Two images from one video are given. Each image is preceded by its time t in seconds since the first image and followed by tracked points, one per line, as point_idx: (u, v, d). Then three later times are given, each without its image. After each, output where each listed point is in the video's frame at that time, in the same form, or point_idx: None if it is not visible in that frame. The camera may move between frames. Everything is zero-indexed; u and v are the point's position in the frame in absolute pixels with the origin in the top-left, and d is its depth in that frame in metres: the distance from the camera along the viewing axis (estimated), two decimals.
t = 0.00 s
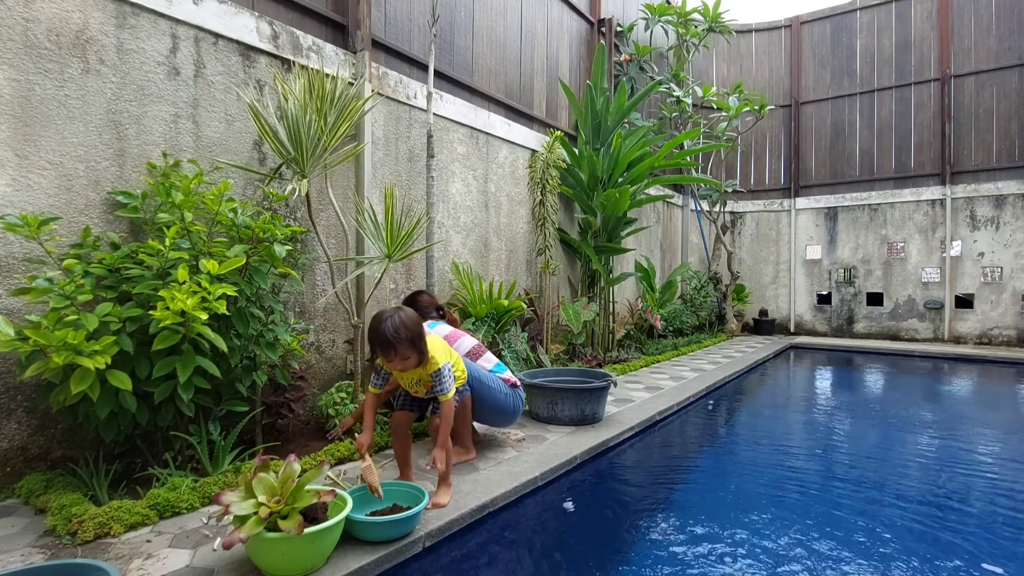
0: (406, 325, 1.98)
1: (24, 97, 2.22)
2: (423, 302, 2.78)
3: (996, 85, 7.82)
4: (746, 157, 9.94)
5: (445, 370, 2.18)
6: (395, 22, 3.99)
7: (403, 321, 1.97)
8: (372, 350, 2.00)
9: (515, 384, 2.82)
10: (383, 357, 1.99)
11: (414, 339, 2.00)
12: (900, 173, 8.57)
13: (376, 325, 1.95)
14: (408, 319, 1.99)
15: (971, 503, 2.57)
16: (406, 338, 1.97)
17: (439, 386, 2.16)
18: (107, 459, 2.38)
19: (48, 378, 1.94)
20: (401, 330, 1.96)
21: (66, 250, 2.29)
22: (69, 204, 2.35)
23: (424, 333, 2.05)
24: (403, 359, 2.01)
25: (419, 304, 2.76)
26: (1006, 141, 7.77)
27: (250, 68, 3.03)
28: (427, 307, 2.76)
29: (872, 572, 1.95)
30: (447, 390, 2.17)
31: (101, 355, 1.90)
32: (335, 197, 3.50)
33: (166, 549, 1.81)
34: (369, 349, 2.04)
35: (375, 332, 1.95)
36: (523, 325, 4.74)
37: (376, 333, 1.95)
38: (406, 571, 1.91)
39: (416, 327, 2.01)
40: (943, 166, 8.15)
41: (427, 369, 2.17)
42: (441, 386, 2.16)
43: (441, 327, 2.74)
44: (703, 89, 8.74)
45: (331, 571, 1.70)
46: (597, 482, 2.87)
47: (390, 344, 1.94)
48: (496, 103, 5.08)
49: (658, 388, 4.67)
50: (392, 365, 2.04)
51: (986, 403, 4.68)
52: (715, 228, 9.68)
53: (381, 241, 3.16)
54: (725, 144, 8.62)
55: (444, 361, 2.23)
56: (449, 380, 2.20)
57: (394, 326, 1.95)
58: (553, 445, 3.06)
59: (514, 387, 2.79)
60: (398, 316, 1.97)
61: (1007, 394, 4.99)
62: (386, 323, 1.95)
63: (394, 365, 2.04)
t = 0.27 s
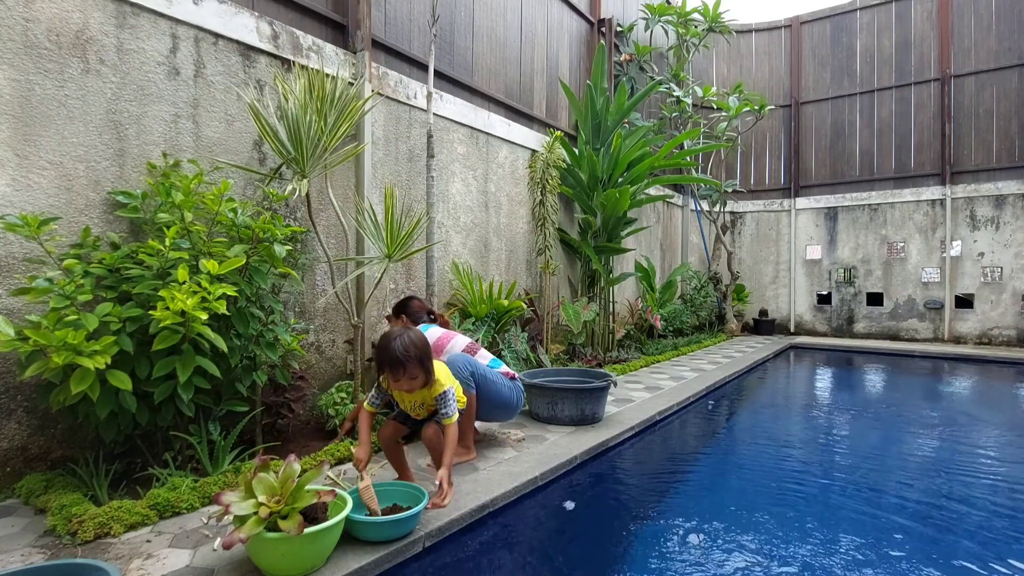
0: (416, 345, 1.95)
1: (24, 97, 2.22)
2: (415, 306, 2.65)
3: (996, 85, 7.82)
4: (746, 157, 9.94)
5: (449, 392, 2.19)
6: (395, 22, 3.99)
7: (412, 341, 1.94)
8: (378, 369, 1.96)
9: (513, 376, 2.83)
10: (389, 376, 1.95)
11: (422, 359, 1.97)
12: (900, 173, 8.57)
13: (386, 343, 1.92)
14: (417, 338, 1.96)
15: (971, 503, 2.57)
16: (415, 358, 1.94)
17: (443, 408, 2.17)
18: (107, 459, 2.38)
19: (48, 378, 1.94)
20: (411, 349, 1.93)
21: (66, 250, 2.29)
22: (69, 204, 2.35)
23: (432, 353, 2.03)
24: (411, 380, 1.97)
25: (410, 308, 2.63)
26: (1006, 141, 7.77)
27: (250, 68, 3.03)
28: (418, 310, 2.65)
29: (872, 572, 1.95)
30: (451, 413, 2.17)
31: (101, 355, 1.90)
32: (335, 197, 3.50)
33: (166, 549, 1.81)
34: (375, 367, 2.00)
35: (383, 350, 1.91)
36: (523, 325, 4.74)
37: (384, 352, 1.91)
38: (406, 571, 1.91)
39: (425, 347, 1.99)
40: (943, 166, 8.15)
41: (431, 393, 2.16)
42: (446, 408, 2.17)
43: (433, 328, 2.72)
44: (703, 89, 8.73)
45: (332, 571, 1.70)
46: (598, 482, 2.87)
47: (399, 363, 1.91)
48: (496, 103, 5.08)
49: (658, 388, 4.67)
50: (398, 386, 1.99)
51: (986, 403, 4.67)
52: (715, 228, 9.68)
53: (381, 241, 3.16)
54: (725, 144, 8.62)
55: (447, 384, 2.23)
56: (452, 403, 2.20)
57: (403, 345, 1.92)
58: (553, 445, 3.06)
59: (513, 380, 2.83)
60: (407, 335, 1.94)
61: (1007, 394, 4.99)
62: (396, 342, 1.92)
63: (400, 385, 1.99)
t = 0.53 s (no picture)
0: (430, 367, 1.98)
1: (24, 97, 2.22)
2: (411, 306, 2.67)
3: (996, 85, 7.82)
4: (746, 157, 9.94)
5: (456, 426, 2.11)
6: (395, 22, 3.99)
7: (427, 363, 1.97)
8: (391, 388, 1.99)
9: (510, 378, 2.84)
10: (402, 396, 1.97)
11: (435, 382, 1.99)
12: (900, 173, 8.57)
13: (401, 363, 1.95)
14: (431, 361, 1.99)
15: (971, 503, 2.57)
16: (429, 380, 1.96)
17: (447, 440, 2.07)
18: (107, 459, 2.38)
19: (48, 378, 1.94)
20: (425, 370, 1.96)
21: (66, 250, 2.29)
22: (69, 204, 2.35)
23: (444, 380, 2.05)
24: (422, 401, 1.98)
25: (407, 308, 2.66)
26: (1006, 141, 7.77)
27: (250, 68, 3.03)
28: (416, 309, 2.66)
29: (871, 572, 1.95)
30: (455, 446, 2.07)
31: (101, 355, 1.90)
32: (335, 197, 3.50)
33: (166, 549, 1.81)
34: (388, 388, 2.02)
35: (398, 370, 1.94)
36: (523, 325, 4.74)
37: (399, 371, 1.94)
38: (406, 572, 1.91)
39: (438, 372, 2.01)
40: (943, 166, 8.15)
41: (439, 421, 2.11)
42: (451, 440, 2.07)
43: (434, 327, 2.67)
44: (703, 89, 8.74)
45: (331, 571, 1.70)
46: (598, 482, 2.87)
47: (413, 383, 1.93)
48: (496, 103, 5.08)
49: (658, 388, 4.67)
50: (408, 407, 2.00)
51: (986, 403, 4.68)
52: (715, 228, 9.68)
53: (381, 241, 3.16)
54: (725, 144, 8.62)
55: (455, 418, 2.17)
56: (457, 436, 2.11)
57: (418, 366, 1.95)
58: (553, 445, 3.06)
59: (512, 382, 2.83)
60: (422, 357, 1.97)
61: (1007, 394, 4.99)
62: (411, 362, 1.95)
63: (410, 405, 2.00)
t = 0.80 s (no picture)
0: (447, 369, 2.02)
1: (24, 97, 2.22)
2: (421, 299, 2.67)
3: (996, 84, 7.82)
4: (746, 157, 9.94)
5: (463, 431, 2.12)
6: (395, 22, 3.99)
7: (443, 365, 2.01)
8: (406, 388, 2.01)
9: (513, 387, 2.77)
10: (416, 395, 1.99)
11: (450, 384, 2.02)
12: (900, 173, 8.57)
13: (418, 363, 1.98)
14: (447, 364, 2.03)
15: (971, 503, 2.57)
16: (444, 382, 2.00)
17: (453, 445, 2.08)
18: (107, 459, 2.37)
19: (48, 378, 1.94)
20: (442, 372, 2.00)
21: (66, 250, 2.29)
22: (69, 204, 2.35)
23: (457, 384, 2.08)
24: (435, 403, 2.01)
25: (416, 301, 2.65)
26: (1006, 141, 7.77)
27: (250, 68, 3.03)
28: (424, 303, 2.66)
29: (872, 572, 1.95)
30: (460, 452, 2.08)
31: (101, 355, 1.90)
32: (335, 196, 3.49)
33: (166, 549, 1.81)
34: (403, 388, 2.05)
35: (415, 370, 1.97)
36: (522, 325, 4.74)
37: (416, 371, 1.97)
38: (406, 572, 1.90)
39: (453, 375, 2.04)
40: (943, 166, 8.15)
41: (447, 424, 2.12)
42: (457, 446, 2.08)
43: (441, 327, 2.62)
44: (703, 89, 8.73)
45: (332, 571, 1.70)
46: (598, 482, 2.87)
47: (429, 384, 1.96)
48: (496, 103, 5.08)
49: (658, 388, 4.66)
50: (421, 408, 2.02)
51: (987, 403, 4.67)
52: (715, 228, 9.68)
53: (381, 241, 3.16)
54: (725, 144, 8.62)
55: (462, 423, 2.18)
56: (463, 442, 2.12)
57: (435, 367, 1.98)
58: (553, 445, 3.06)
59: (513, 393, 2.75)
60: (439, 359, 2.01)
61: (1007, 394, 4.99)
62: (428, 363, 1.98)
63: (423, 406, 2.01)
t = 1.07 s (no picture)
0: (454, 375, 2.01)
1: (24, 97, 2.22)
2: (434, 292, 2.57)
3: (996, 84, 7.82)
4: (746, 157, 9.94)
5: (466, 436, 2.10)
6: (395, 21, 3.99)
7: (451, 371, 2.01)
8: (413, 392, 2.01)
9: (511, 403, 2.59)
10: (422, 400, 1.99)
11: (456, 390, 2.02)
12: (900, 174, 8.57)
13: (426, 368, 1.98)
14: (455, 370, 2.02)
15: (970, 503, 2.57)
16: (451, 388, 1.99)
17: (454, 450, 2.05)
18: (107, 459, 2.37)
19: (48, 378, 1.94)
20: (449, 377, 1.99)
21: (66, 250, 2.29)
22: (69, 204, 2.35)
23: (464, 390, 2.07)
24: (441, 408, 2.01)
25: (428, 294, 2.56)
26: (1006, 140, 7.77)
27: (250, 68, 3.03)
28: (437, 297, 2.56)
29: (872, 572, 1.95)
30: (463, 456, 2.05)
31: (101, 355, 1.90)
32: (335, 196, 3.50)
33: (166, 549, 1.81)
34: (409, 391, 2.05)
35: (423, 374, 1.97)
36: (522, 325, 4.74)
37: (423, 376, 1.97)
38: (406, 572, 1.91)
39: (460, 381, 2.03)
40: (943, 166, 8.15)
41: (451, 430, 2.10)
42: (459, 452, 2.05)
43: (448, 328, 2.47)
44: (703, 89, 8.74)
45: (332, 571, 1.70)
46: (597, 482, 2.87)
47: (436, 389, 1.96)
48: (496, 103, 5.08)
49: (658, 388, 4.67)
50: (426, 412, 2.02)
51: (987, 403, 4.67)
52: (715, 228, 9.68)
53: (381, 241, 3.16)
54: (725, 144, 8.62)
55: (466, 429, 2.17)
56: (466, 448, 2.10)
57: (442, 373, 1.98)
58: (553, 445, 3.06)
59: (507, 409, 2.57)
60: (446, 365, 2.00)
61: (1007, 394, 4.99)
62: (436, 368, 1.98)
63: (428, 410, 2.01)
